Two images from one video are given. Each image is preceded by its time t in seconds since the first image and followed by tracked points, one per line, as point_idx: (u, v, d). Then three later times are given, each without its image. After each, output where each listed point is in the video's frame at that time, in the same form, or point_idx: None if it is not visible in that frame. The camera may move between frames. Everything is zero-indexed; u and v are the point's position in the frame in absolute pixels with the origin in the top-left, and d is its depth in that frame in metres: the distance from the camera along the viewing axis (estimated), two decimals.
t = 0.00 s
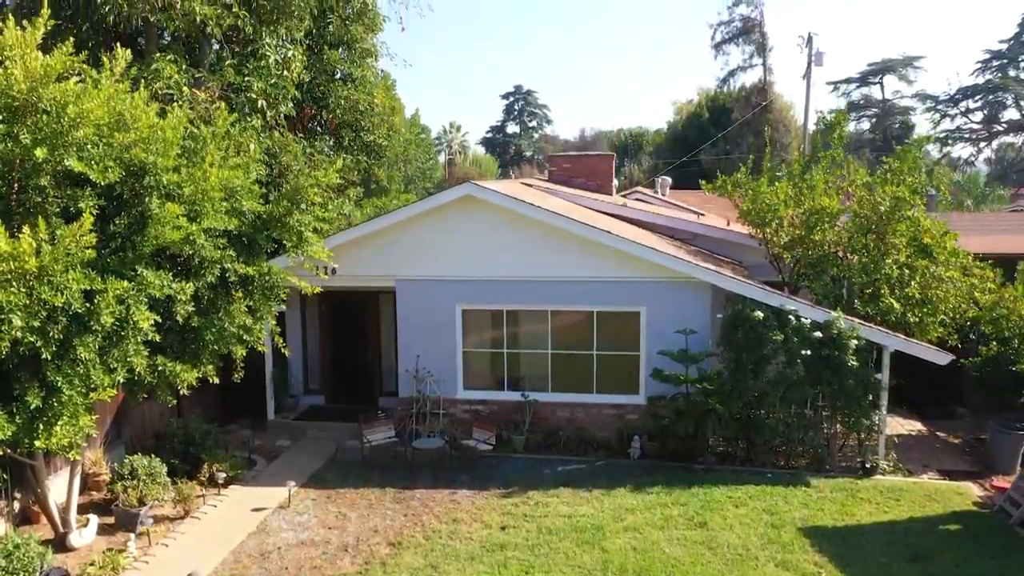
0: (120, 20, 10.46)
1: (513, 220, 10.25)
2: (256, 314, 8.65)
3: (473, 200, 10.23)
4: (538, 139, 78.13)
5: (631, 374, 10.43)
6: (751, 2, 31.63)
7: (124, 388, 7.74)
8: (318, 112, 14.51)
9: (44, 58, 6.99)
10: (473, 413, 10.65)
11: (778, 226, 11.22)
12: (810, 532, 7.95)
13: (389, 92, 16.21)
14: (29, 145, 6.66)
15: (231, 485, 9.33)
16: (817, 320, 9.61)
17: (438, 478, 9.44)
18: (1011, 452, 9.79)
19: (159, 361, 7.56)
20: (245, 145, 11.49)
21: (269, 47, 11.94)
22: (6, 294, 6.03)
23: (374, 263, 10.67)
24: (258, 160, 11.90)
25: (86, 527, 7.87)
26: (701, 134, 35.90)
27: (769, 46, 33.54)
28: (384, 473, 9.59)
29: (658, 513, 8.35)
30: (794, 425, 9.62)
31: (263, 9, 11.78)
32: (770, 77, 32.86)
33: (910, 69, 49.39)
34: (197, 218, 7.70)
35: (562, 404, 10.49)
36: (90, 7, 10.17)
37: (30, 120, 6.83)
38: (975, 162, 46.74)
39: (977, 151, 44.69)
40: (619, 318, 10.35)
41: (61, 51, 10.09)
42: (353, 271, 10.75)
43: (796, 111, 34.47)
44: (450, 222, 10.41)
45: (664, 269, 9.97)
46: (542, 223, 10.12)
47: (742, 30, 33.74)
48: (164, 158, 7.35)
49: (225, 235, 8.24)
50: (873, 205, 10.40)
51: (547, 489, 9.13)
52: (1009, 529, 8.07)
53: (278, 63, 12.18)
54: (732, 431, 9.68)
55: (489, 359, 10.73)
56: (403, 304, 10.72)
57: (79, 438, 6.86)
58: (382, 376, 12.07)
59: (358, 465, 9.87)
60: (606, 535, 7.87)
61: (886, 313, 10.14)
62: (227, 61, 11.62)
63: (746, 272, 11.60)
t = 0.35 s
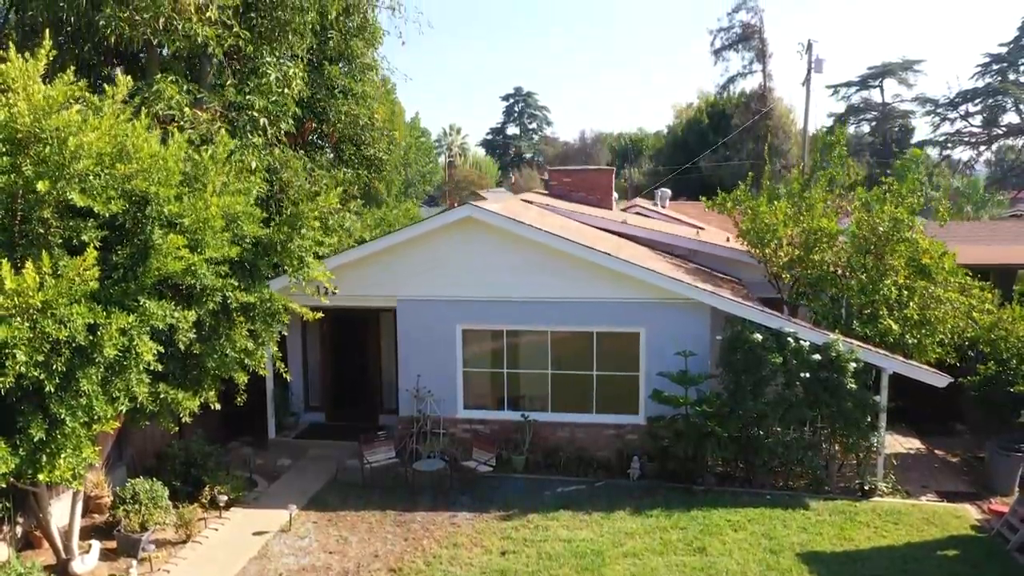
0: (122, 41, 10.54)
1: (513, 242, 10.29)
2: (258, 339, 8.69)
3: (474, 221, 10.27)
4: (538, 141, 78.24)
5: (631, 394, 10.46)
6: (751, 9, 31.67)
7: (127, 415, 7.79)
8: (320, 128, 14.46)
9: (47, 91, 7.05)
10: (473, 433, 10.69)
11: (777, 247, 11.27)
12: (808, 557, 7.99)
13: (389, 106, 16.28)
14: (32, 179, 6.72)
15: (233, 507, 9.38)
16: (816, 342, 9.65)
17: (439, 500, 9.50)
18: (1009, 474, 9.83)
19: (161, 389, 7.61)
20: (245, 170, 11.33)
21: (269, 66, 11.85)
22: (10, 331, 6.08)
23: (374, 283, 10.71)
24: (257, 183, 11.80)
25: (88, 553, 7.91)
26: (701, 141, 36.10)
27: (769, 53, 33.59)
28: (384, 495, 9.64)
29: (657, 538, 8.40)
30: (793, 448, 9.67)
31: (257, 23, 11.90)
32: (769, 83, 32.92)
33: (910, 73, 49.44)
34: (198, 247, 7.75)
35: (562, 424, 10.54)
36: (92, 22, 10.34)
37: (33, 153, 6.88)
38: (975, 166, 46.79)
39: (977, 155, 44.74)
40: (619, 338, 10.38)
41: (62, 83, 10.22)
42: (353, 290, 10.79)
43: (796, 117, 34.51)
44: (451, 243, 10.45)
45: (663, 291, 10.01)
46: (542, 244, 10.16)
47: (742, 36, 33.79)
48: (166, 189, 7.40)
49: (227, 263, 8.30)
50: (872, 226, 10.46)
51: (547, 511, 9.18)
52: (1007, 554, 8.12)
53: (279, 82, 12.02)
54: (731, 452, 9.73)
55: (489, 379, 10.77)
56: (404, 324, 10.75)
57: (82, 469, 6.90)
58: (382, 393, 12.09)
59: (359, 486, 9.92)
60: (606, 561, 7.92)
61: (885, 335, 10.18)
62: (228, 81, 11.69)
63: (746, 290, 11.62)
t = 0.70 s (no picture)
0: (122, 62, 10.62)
1: (512, 261, 10.32)
2: (258, 362, 8.73)
3: (473, 241, 10.30)
4: (538, 143, 78.29)
5: (631, 413, 10.51)
6: (751, 15, 31.67)
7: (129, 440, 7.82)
8: (320, 142, 14.47)
9: (48, 120, 7.10)
10: (473, 451, 10.73)
11: (775, 265, 11.30)
12: None
13: (388, 119, 16.32)
14: (35, 210, 6.75)
15: (234, 528, 9.42)
16: (815, 363, 9.67)
17: (439, 520, 9.54)
18: (1006, 494, 9.87)
19: (163, 415, 7.65)
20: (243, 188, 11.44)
21: (271, 81, 11.81)
22: (14, 363, 6.11)
23: (375, 302, 10.75)
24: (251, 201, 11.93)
25: None
26: (701, 146, 36.12)
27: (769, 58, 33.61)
28: (385, 515, 9.68)
29: (657, 560, 8.43)
30: (792, 468, 9.71)
31: (260, 37, 11.86)
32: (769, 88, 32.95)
33: (910, 76, 49.46)
34: (199, 274, 7.79)
35: (562, 443, 10.58)
36: (92, 42, 10.45)
37: (35, 181, 6.91)
38: (975, 169, 46.81)
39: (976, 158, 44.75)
40: (619, 357, 10.42)
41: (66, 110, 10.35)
42: (354, 309, 10.84)
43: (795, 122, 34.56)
44: (451, 262, 10.48)
45: (662, 310, 10.05)
46: (541, 264, 10.20)
47: (742, 42, 33.82)
48: (167, 213, 7.44)
49: (228, 287, 8.33)
50: (871, 245, 10.55)
51: (547, 531, 9.21)
52: None
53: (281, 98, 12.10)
54: (730, 472, 9.77)
55: (489, 398, 10.81)
56: (404, 342, 10.79)
57: (85, 497, 6.93)
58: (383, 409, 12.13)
59: (359, 505, 9.96)
60: None
61: (883, 354, 10.22)
62: (228, 99, 11.72)
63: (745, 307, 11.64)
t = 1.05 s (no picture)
0: (123, 84, 10.63)
1: (513, 283, 10.37)
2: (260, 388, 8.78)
3: (474, 262, 10.34)
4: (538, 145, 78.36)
5: (631, 434, 10.55)
6: (751, 21, 31.68)
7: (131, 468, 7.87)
8: (321, 157, 14.51)
9: (49, 151, 7.11)
10: (473, 471, 10.78)
11: (775, 286, 11.34)
12: None
13: (389, 133, 16.38)
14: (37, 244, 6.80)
15: (236, 550, 9.46)
16: (814, 385, 9.70)
17: (440, 541, 9.58)
18: (1004, 516, 9.92)
19: (166, 443, 7.69)
20: (246, 206, 11.73)
21: (272, 100, 11.82)
22: (17, 399, 6.17)
23: (376, 322, 10.80)
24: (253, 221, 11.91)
25: None
26: (701, 153, 36.17)
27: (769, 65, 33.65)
28: (386, 536, 9.72)
29: None
30: (791, 489, 9.74)
31: (261, 57, 12.02)
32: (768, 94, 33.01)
33: (910, 79, 49.51)
34: (202, 303, 7.82)
35: (562, 463, 10.63)
36: (94, 64, 10.49)
37: (36, 213, 6.94)
38: (975, 172, 46.82)
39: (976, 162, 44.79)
40: (619, 379, 10.47)
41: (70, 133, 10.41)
42: (355, 329, 10.88)
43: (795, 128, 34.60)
44: (451, 283, 10.52)
45: (662, 333, 10.09)
46: (541, 286, 10.24)
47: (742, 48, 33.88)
48: (169, 244, 7.47)
49: (230, 315, 8.38)
50: (870, 266, 10.60)
51: (547, 553, 9.26)
52: None
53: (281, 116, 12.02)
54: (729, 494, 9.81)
55: (490, 418, 10.85)
56: (405, 363, 10.84)
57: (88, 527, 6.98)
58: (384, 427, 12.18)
59: (360, 526, 10.00)
60: None
61: (882, 376, 10.26)
62: (229, 118, 11.77)
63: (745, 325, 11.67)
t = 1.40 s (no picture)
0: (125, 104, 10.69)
1: (512, 303, 10.41)
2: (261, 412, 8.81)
3: (474, 282, 10.39)
4: (538, 147, 78.42)
5: (631, 453, 10.60)
6: (751, 27, 31.71)
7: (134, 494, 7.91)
8: (321, 172, 14.56)
9: (52, 182, 7.18)
10: (474, 489, 10.81)
11: (774, 305, 11.33)
12: None
13: (389, 146, 16.43)
14: (41, 275, 6.85)
15: (238, 570, 9.50)
16: (813, 406, 9.73)
17: (440, 561, 9.61)
18: (1002, 536, 9.97)
19: (168, 468, 7.73)
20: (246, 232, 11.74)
21: (274, 117, 11.82)
22: (19, 433, 6.21)
23: (376, 341, 10.84)
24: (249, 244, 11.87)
25: None
26: (701, 158, 36.25)
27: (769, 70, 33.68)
28: (387, 555, 9.76)
29: None
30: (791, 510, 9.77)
31: (263, 76, 11.98)
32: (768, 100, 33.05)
33: (910, 83, 49.53)
34: (204, 330, 7.86)
35: (562, 481, 10.67)
36: (96, 84, 10.54)
37: (40, 243, 7.02)
38: (975, 176, 46.79)
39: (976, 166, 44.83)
40: (619, 398, 10.51)
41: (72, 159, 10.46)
42: (355, 348, 10.92)
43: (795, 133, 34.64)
44: (451, 303, 10.56)
45: (661, 353, 10.14)
46: (541, 306, 10.29)
47: (741, 54, 33.95)
48: (171, 271, 7.52)
49: (232, 342, 8.41)
50: (869, 287, 10.67)
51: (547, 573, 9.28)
52: None
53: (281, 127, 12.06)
54: (729, 514, 9.83)
55: (490, 436, 10.89)
56: (406, 382, 10.88)
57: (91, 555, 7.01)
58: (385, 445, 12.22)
59: (361, 545, 10.04)
60: None
61: (881, 396, 10.29)
62: (231, 136, 11.80)
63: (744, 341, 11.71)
